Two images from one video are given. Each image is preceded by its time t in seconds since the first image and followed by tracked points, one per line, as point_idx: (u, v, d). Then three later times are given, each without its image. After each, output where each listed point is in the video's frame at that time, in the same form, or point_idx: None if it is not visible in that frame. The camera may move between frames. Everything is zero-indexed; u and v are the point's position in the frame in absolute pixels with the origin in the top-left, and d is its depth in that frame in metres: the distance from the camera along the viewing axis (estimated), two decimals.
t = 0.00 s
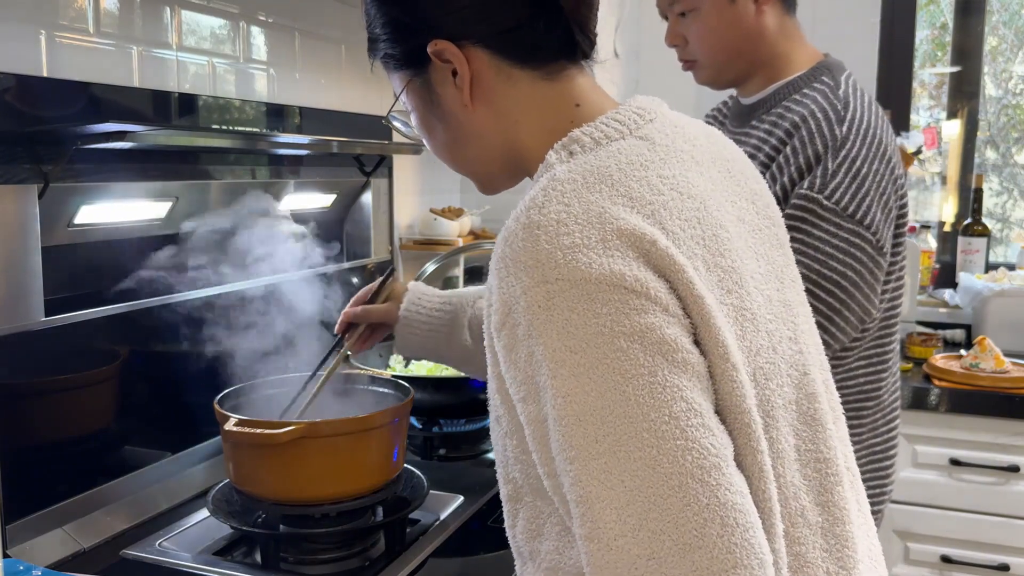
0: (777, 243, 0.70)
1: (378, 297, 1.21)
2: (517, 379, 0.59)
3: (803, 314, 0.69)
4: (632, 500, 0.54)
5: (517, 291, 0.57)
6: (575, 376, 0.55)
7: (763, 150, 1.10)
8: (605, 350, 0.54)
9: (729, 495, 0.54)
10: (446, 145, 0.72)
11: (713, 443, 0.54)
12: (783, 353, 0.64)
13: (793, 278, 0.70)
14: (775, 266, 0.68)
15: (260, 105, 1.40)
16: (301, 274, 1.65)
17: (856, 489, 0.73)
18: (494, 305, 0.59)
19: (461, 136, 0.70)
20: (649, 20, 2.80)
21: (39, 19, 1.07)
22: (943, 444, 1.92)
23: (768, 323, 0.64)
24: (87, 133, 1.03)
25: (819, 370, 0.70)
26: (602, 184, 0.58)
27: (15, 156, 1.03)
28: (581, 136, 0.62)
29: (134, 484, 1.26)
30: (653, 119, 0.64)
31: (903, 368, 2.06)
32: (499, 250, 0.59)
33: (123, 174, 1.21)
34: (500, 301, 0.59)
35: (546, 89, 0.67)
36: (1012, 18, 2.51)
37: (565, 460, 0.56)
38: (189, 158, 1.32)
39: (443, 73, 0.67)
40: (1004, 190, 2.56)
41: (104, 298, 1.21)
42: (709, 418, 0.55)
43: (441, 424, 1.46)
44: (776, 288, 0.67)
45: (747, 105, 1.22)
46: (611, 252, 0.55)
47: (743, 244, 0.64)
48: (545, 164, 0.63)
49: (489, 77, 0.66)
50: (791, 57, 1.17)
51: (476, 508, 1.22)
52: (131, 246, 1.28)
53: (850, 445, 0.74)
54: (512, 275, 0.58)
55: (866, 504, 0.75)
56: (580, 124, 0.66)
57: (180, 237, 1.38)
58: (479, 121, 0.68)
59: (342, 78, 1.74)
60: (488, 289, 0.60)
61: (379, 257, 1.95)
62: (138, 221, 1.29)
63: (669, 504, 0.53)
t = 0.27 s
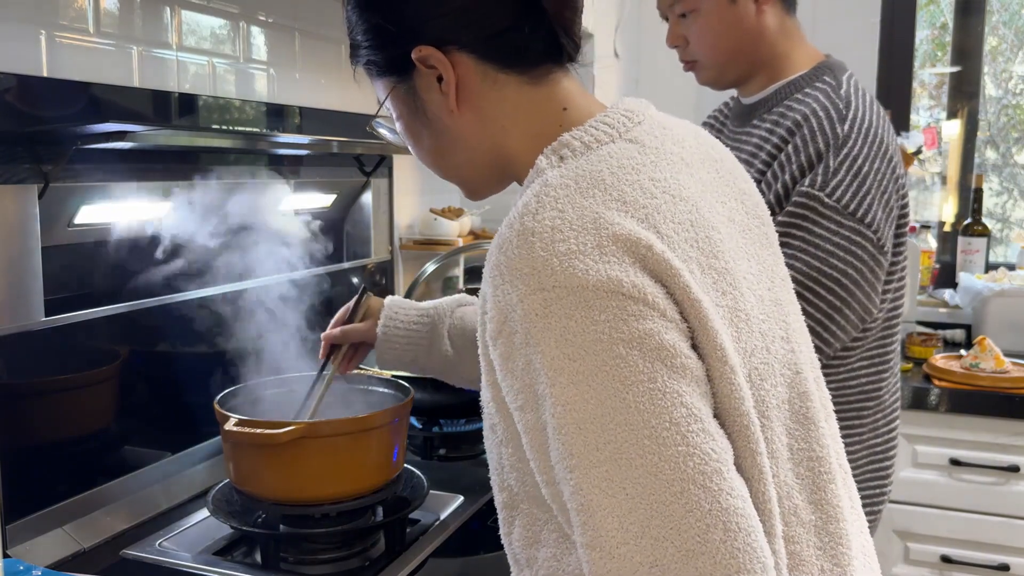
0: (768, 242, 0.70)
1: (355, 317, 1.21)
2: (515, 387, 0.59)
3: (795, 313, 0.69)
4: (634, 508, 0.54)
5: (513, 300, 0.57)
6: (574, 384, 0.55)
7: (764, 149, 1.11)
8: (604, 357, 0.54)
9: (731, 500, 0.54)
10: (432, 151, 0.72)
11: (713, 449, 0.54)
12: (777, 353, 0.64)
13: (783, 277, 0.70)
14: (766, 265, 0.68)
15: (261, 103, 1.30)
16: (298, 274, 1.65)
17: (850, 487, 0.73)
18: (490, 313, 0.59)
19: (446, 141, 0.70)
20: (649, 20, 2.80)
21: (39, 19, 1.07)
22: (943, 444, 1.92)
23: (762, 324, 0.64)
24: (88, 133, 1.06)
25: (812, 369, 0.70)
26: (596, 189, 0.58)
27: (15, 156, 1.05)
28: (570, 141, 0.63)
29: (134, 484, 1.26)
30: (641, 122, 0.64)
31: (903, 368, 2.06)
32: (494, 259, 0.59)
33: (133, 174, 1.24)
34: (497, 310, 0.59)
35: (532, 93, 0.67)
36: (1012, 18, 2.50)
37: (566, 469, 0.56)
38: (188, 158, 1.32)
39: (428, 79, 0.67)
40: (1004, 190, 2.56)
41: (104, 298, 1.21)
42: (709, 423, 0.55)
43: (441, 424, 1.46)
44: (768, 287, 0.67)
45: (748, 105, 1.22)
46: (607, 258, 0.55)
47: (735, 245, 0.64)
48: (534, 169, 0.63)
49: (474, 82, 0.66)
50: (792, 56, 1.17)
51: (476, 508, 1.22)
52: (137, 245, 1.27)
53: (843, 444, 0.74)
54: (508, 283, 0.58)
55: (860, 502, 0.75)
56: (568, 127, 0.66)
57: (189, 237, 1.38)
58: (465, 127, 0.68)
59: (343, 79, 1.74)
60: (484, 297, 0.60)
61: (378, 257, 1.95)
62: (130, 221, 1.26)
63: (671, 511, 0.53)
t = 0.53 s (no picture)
0: (761, 243, 0.70)
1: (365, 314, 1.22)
2: (506, 391, 0.59)
3: (789, 313, 0.69)
4: (622, 512, 0.54)
5: (503, 304, 0.57)
6: (562, 389, 0.55)
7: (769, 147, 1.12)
8: (592, 361, 0.54)
9: (719, 505, 0.54)
10: (425, 154, 0.72)
11: (702, 453, 0.54)
12: (770, 355, 0.64)
13: (778, 278, 0.70)
14: (759, 266, 0.68)
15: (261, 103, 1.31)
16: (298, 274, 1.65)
17: (844, 488, 0.73)
18: (481, 317, 0.59)
19: (439, 144, 0.70)
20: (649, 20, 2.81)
21: (39, 19, 1.07)
22: (943, 444, 1.92)
23: (755, 325, 0.64)
24: (88, 133, 1.05)
25: (805, 370, 0.70)
26: (586, 193, 0.58)
27: (15, 156, 1.04)
28: (562, 143, 0.63)
29: (133, 485, 1.26)
30: (633, 123, 0.64)
31: (904, 368, 2.06)
32: (484, 262, 0.59)
33: (132, 173, 1.24)
34: (487, 314, 0.59)
35: (525, 95, 0.67)
36: (1012, 18, 2.50)
37: (555, 472, 0.56)
38: (189, 158, 1.33)
39: (420, 82, 0.67)
40: (1004, 190, 2.56)
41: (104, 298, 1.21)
42: (698, 428, 0.55)
43: (441, 424, 1.47)
44: (762, 289, 0.67)
45: (750, 104, 1.22)
46: (596, 262, 0.55)
47: (727, 247, 0.64)
48: (527, 171, 0.63)
49: (466, 85, 0.66)
50: (796, 56, 1.17)
51: (477, 507, 1.22)
52: (139, 245, 1.27)
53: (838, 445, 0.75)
54: (497, 288, 0.58)
55: (855, 503, 0.75)
56: (560, 129, 0.66)
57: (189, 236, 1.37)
58: (457, 129, 0.68)
59: (343, 79, 1.75)
60: (475, 301, 0.60)
61: (378, 257, 1.95)
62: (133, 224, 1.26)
63: (659, 516, 0.53)
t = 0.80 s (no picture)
0: (757, 243, 0.70)
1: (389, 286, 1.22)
2: (500, 390, 0.59)
3: (785, 313, 0.69)
4: (614, 511, 0.54)
5: (495, 304, 0.57)
6: (554, 388, 0.55)
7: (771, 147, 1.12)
8: (584, 361, 0.54)
9: (710, 504, 0.54)
10: (422, 153, 0.72)
11: (693, 452, 0.54)
12: (765, 354, 0.64)
13: (774, 278, 0.70)
14: (755, 267, 0.68)
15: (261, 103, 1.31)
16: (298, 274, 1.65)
17: (841, 490, 0.73)
18: (474, 316, 0.59)
19: (435, 145, 0.70)
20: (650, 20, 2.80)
21: (39, 19, 1.07)
22: (943, 444, 1.92)
23: (749, 325, 0.64)
24: (88, 133, 1.05)
25: (801, 370, 0.70)
26: (579, 192, 0.58)
27: (15, 156, 1.04)
28: (556, 144, 0.63)
29: (133, 484, 1.26)
30: (628, 124, 0.64)
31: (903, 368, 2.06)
32: (478, 262, 0.59)
33: (132, 173, 1.24)
34: (480, 313, 0.59)
35: (520, 96, 0.67)
36: (1012, 18, 2.50)
37: (547, 471, 0.56)
38: (189, 159, 1.33)
39: (416, 83, 0.67)
40: (1004, 190, 2.56)
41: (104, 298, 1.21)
42: (690, 427, 0.55)
43: (441, 424, 1.47)
44: (757, 289, 0.67)
45: (752, 105, 1.22)
46: (588, 262, 0.55)
47: (721, 247, 0.64)
48: (521, 172, 0.63)
49: (461, 86, 0.67)
50: (799, 55, 1.17)
51: (477, 508, 1.22)
52: (139, 246, 1.27)
53: (834, 445, 0.75)
54: (490, 287, 0.58)
55: (851, 504, 0.75)
56: (556, 130, 0.66)
57: (188, 236, 1.37)
58: (453, 130, 0.68)
59: (343, 79, 1.75)
60: (468, 300, 0.60)
61: (378, 257, 1.95)
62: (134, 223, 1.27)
63: (649, 515, 0.54)
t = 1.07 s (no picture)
0: (758, 243, 0.70)
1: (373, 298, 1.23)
2: (498, 390, 0.59)
3: (784, 312, 0.69)
4: (611, 511, 0.54)
5: (494, 303, 0.57)
6: (552, 387, 0.55)
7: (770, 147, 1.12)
8: (582, 361, 0.54)
9: (707, 505, 0.54)
10: (422, 155, 0.72)
11: (691, 453, 0.54)
12: (764, 354, 0.64)
13: (774, 278, 0.70)
14: (755, 266, 0.68)
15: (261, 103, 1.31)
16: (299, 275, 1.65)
17: (841, 489, 0.73)
18: (473, 316, 0.59)
19: (435, 145, 0.70)
20: (650, 20, 2.80)
21: (39, 19, 1.07)
22: (943, 444, 1.92)
23: (748, 324, 0.64)
24: (87, 133, 1.05)
25: (800, 369, 0.70)
26: (578, 192, 0.58)
27: (15, 156, 1.04)
28: (555, 144, 0.63)
29: (133, 484, 1.26)
30: (628, 123, 0.64)
31: (904, 368, 2.06)
32: (476, 262, 0.60)
33: (132, 173, 1.24)
34: (478, 313, 0.59)
35: (519, 97, 0.67)
36: (1012, 18, 2.50)
37: (545, 471, 0.56)
38: (189, 159, 1.33)
39: (414, 84, 0.67)
40: (1004, 190, 2.56)
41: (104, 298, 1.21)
42: (688, 428, 0.55)
43: (441, 424, 1.47)
44: (757, 289, 0.67)
45: (749, 104, 1.22)
46: (586, 262, 0.55)
47: (721, 247, 0.64)
48: (521, 171, 0.63)
49: (460, 87, 0.67)
50: (796, 55, 1.17)
51: (476, 508, 1.22)
52: (138, 245, 1.27)
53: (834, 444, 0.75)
54: (489, 287, 0.58)
55: (851, 503, 0.76)
56: (555, 130, 0.66)
57: (190, 235, 1.38)
58: (453, 131, 0.68)
59: (343, 79, 1.75)
60: (467, 300, 0.60)
61: (378, 257, 1.95)
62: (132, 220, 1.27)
63: (646, 516, 0.54)
